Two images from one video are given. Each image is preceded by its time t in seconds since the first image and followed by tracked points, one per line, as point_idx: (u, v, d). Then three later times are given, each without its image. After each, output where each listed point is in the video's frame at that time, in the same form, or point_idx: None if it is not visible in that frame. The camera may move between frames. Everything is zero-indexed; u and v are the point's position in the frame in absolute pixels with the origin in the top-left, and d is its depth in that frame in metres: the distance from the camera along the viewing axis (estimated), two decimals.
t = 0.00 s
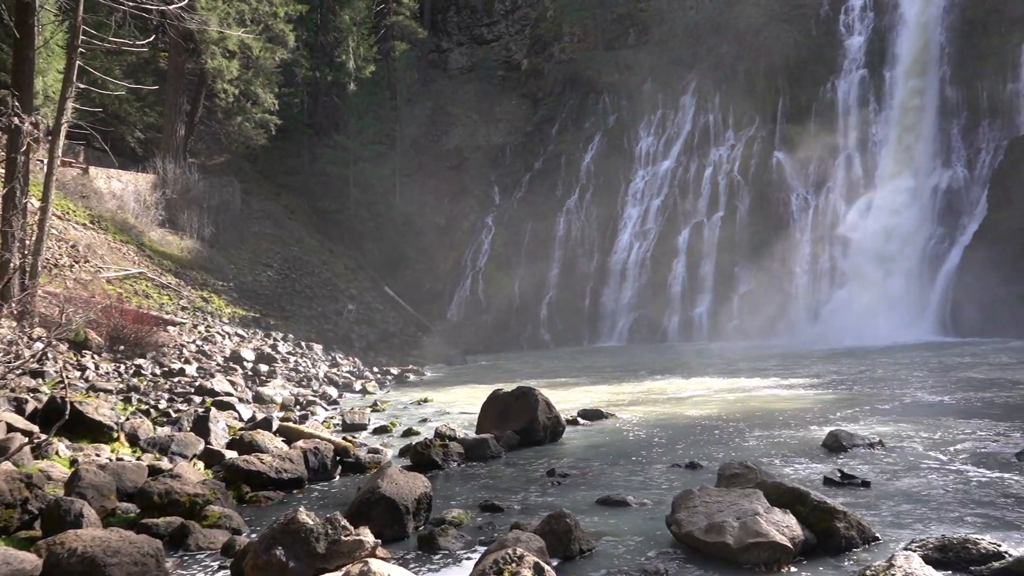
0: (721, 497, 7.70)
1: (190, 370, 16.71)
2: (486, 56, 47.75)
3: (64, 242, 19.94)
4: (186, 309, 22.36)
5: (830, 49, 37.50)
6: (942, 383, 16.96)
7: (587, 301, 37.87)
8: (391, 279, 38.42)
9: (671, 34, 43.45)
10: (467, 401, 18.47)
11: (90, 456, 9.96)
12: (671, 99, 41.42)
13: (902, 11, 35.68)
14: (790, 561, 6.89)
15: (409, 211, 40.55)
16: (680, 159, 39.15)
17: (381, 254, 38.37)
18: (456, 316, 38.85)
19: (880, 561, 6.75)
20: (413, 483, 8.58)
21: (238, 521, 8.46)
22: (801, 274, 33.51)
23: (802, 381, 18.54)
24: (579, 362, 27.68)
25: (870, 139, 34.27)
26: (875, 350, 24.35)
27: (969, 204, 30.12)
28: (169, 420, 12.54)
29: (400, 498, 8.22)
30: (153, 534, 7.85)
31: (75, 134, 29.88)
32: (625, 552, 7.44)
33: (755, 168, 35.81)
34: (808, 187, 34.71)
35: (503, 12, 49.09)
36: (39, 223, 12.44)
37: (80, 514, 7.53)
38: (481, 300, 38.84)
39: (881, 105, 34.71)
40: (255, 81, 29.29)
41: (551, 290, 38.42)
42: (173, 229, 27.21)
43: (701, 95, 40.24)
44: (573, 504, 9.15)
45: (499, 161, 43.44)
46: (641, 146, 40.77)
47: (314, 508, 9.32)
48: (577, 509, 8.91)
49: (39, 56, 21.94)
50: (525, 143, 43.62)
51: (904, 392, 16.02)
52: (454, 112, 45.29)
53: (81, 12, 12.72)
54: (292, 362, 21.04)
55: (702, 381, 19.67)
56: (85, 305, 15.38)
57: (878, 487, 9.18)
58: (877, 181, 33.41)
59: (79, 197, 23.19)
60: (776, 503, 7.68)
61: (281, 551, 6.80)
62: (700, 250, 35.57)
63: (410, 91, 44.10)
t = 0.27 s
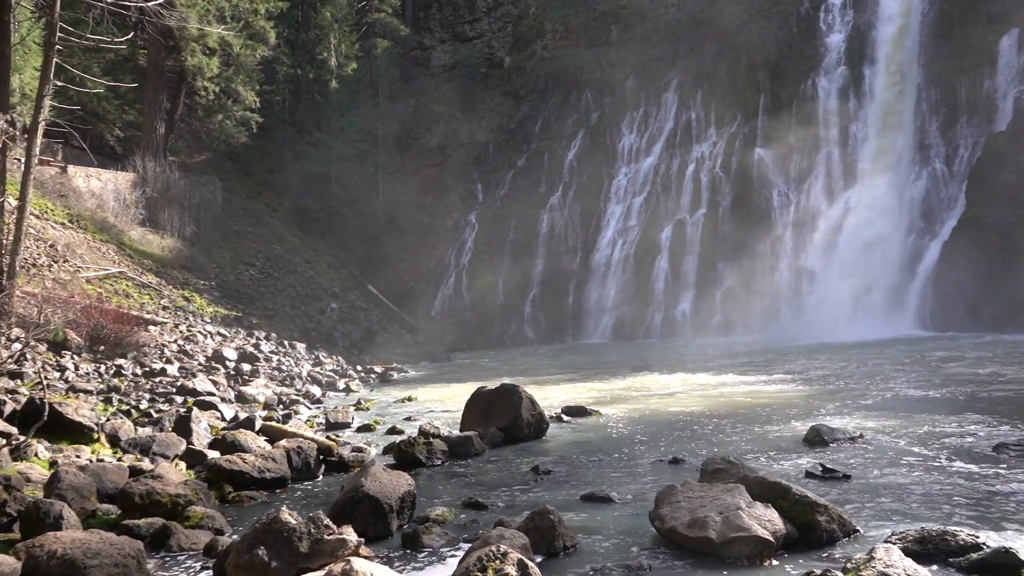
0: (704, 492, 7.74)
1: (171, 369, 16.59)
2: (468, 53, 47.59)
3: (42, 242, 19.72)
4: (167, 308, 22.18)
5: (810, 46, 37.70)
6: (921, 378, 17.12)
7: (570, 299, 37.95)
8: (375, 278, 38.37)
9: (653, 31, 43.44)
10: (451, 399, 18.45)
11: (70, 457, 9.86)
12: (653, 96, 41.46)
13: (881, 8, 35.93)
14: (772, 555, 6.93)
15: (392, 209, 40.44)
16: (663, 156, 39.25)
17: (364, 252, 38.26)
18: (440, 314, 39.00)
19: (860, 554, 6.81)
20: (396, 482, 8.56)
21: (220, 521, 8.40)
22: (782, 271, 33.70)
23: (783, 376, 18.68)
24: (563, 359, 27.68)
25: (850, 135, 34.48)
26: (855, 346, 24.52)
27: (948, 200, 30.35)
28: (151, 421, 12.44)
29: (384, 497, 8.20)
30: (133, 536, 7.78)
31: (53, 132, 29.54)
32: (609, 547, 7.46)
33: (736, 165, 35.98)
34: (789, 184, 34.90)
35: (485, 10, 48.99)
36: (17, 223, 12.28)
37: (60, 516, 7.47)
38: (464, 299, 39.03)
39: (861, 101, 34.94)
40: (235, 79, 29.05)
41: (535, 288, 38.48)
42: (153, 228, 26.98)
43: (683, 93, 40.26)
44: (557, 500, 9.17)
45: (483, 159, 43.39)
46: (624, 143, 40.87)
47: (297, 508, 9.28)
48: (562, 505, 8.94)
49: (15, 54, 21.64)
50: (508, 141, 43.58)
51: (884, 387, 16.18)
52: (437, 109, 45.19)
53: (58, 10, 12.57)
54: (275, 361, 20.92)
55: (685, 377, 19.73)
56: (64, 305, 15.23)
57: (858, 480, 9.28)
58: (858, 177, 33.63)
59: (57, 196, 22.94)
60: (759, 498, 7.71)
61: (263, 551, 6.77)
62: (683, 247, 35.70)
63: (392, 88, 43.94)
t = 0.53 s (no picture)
0: (685, 488, 7.78)
1: (152, 368, 16.45)
2: (452, 51, 47.46)
3: (20, 240, 19.50)
4: (147, 307, 21.99)
5: (791, 46, 37.92)
6: (900, 375, 17.29)
7: (554, 297, 38.03)
8: (358, 276, 38.31)
9: (636, 30, 43.50)
10: (434, 397, 18.43)
11: (48, 458, 9.76)
12: (636, 95, 41.51)
13: (862, 8, 36.19)
14: (753, 551, 6.97)
15: (375, 207, 40.31)
16: (646, 154, 39.36)
17: (347, 250, 38.14)
18: (424, 313, 39.03)
19: (840, 549, 6.87)
20: (379, 480, 8.54)
21: (201, 521, 8.35)
22: (764, 269, 33.91)
23: (764, 374, 18.79)
24: (546, 357, 27.72)
25: (831, 134, 34.70)
26: (835, 343, 24.71)
27: (928, 198, 30.61)
28: (131, 421, 12.34)
29: (366, 496, 8.18)
30: (113, 536, 7.72)
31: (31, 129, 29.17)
32: (592, 545, 7.48)
33: (719, 163, 36.15)
34: (771, 182, 35.08)
35: (468, 7, 48.72)
36: None
37: (38, 517, 7.40)
38: (448, 297, 38.98)
39: (841, 101, 35.19)
40: (216, 76, 28.83)
41: (518, 286, 38.56)
42: (133, 226, 26.70)
43: (666, 92, 40.31)
44: (540, 498, 9.19)
45: (466, 157, 43.33)
46: (607, 142, 40.97)
47: (279, 507, 9.24)
48: (545, 503, 8.96)
49: None
50: (492, 139, 43.54)
51: (864, 384, 16.33)
52: (420, 107, 45.07)
53: (35, 5, 12.40)
54: (257, 360, 20.80)
55: (668, 375, 19.80)
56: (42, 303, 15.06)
57: (838, 476, 9.36)
58: (838, 176, 33.88)
59: (35, 194, 22.67)
60: (740, 494, 7.76)
61: (244, 550, 6.74)
62: (666, 246, 35.84)
63: (375, 86, 43.80)
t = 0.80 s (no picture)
0: (669, 484, 7.81)
1: (134, 366, 16.31)
2: (436, 48, 47.19)
3: None
4: (129, 305, 21.80)
5: (774, 44, 38.11)
6: (881, 370, 17.45)
7: (539, 294, 38.04)
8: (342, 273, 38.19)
9: (620, 26, 43.57)
10: (419, 394, 18.40)
11: (28, 457, 9.66)
12: (620, 91, 41.60)
13: (844, 5, 36.43)
14: (736, 546, 7.01)
15: (359, 203, 40.16)
16: (630, 151, 39.43)
17: (331, 247, 37.98)
18: (408, 310, 38.76)
19: (822, 543, 6.93)
20: (363, 478, 8.52)
21: (183, 519, 8.30)
22: (747, 265, 34.04)
23: (747, 370, 18.91)
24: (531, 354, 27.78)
25: (814, 132, 34.93)
26: (817, 339, 24.87)
27: (909, 195, 30.87)
28: (113, 419, 12.24)
29: (350, 493, 8.15)
30: (94, 536, 7.66)
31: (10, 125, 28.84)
32: (576, 541, 7.49)
33: (702, 160, 36.29)
34: (755, 179, 35.28)
35: (453, 4, 48.51)
36: None
37: (17, 516, 7.33)
38: (434, 294, 38.82)
39: (824, 98, 35.42)
40: (199, 72, 28.62)
41: (503, 283, 38.60)
42: (114, 223, 26.45)
43: (650, 89, 40.37)
44: (524, 495, 9.20)
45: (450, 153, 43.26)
46: (592, 139, 41.06)
47: (262, 505, 9.19)
48: (529, 500, 8.96)
49: None
50: (477, 136, 43.48)
51: (846, 379, 16.46)
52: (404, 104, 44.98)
53: None
54: (240, 358, 20.68)
55: (652, 371, 19.89)
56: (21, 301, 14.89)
57: (820, 471, 9.43)
58: (821, 172, 34.08)
59: (14, 190, 22.42)
60: (723, 489, 7.80)
61: (226, 549, 6.71)
62: (650, 242, 35.94)
63: (359, 82, 43.60)
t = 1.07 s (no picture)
0: (651, 480, 7.85)
1: (115, 362, 16.19)
2: (422, 44, 46.53)
3: None
4: (110, 300, 21.62)
5: (759, 42, 38.26)
6: (862, 368, 17.61)
7: (524, 291, 38.09)
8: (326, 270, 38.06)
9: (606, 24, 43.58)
10: (403, 391, 18.38)
11: (6, 453, 9.56)
12: (606, 89, 41.80)
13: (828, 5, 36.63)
14: (717, 542, 7.05)
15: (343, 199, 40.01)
16: (616, 148, 39.46)
17: (316, 243, 37.85)
18: (393, 306, 38.63)
19: (802, 539, 6.99)
20: (346, 475, 8.50)
21: (164, 517, 8.24)
22: (731, 264, 34.22)
23: (730, 367, 19.01)
24: (516, 350, 27.83)
25: (797, 131, 35.13)
26: (799, 336, 25.04)
27: (890, 194, 31.14)
28: (93, 416, 12.13)
29: (333, 490, 8.13)
30: (73, 533, 7.59)
31: None
32: (559, 537, 7.51)
33: (687, 159, 36.42)
34: (739, 177, 35.52)
35: None
36: None
37: None
38: (418, 290, 38.71)
39: (808, 97, 35.61)
40: (182, 66, 28.39)
41: (488, 280, 38.71)
42: (96, 218, 26.18)
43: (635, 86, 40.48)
44: (508, 491, 9.21)
45: (436, 150, 43.16)
46: (577, 136, 41.14)
47: (244, 502, 9.16)
48: (512, 496, 8.98)
49: None
50: (462, 133, 43.40)
51: (828, 377, 16.59)
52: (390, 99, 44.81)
53: None
54: (223, 354, 20.56)
55: (636, 368, 19.97)
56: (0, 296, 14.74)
57: (801, 467, 9.51)
58: (805, 171, 34.29)
59: None
60: (704, 486, 7.84)
61: (206, 546, 6.67)
62: (635, 240, 36.08)
63: (345, 77, 43.15)
